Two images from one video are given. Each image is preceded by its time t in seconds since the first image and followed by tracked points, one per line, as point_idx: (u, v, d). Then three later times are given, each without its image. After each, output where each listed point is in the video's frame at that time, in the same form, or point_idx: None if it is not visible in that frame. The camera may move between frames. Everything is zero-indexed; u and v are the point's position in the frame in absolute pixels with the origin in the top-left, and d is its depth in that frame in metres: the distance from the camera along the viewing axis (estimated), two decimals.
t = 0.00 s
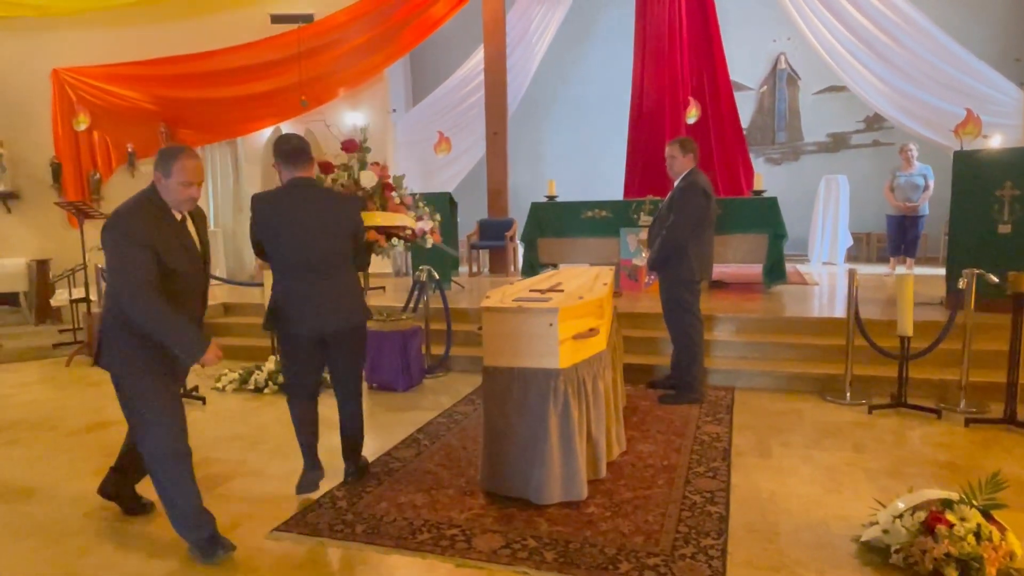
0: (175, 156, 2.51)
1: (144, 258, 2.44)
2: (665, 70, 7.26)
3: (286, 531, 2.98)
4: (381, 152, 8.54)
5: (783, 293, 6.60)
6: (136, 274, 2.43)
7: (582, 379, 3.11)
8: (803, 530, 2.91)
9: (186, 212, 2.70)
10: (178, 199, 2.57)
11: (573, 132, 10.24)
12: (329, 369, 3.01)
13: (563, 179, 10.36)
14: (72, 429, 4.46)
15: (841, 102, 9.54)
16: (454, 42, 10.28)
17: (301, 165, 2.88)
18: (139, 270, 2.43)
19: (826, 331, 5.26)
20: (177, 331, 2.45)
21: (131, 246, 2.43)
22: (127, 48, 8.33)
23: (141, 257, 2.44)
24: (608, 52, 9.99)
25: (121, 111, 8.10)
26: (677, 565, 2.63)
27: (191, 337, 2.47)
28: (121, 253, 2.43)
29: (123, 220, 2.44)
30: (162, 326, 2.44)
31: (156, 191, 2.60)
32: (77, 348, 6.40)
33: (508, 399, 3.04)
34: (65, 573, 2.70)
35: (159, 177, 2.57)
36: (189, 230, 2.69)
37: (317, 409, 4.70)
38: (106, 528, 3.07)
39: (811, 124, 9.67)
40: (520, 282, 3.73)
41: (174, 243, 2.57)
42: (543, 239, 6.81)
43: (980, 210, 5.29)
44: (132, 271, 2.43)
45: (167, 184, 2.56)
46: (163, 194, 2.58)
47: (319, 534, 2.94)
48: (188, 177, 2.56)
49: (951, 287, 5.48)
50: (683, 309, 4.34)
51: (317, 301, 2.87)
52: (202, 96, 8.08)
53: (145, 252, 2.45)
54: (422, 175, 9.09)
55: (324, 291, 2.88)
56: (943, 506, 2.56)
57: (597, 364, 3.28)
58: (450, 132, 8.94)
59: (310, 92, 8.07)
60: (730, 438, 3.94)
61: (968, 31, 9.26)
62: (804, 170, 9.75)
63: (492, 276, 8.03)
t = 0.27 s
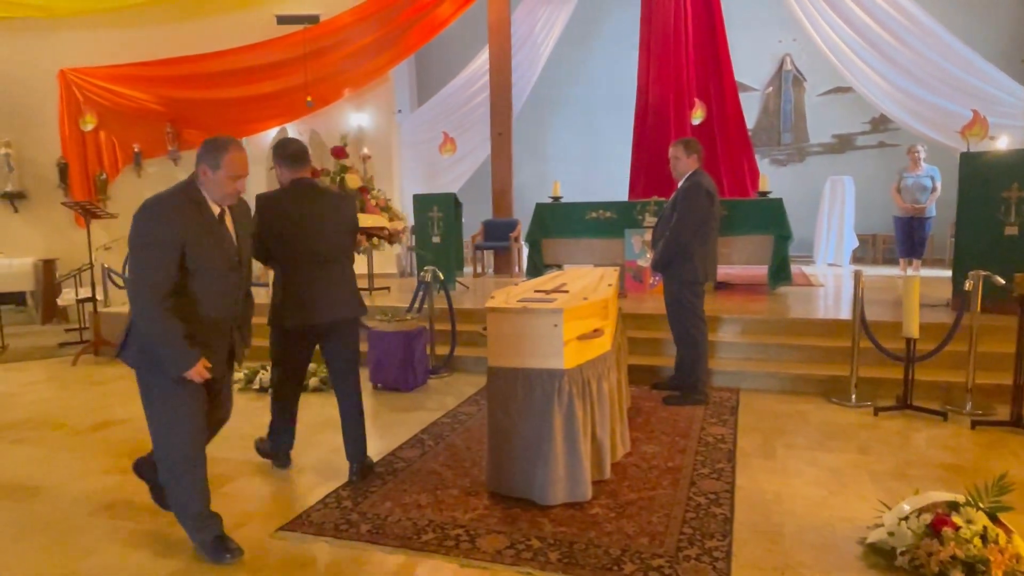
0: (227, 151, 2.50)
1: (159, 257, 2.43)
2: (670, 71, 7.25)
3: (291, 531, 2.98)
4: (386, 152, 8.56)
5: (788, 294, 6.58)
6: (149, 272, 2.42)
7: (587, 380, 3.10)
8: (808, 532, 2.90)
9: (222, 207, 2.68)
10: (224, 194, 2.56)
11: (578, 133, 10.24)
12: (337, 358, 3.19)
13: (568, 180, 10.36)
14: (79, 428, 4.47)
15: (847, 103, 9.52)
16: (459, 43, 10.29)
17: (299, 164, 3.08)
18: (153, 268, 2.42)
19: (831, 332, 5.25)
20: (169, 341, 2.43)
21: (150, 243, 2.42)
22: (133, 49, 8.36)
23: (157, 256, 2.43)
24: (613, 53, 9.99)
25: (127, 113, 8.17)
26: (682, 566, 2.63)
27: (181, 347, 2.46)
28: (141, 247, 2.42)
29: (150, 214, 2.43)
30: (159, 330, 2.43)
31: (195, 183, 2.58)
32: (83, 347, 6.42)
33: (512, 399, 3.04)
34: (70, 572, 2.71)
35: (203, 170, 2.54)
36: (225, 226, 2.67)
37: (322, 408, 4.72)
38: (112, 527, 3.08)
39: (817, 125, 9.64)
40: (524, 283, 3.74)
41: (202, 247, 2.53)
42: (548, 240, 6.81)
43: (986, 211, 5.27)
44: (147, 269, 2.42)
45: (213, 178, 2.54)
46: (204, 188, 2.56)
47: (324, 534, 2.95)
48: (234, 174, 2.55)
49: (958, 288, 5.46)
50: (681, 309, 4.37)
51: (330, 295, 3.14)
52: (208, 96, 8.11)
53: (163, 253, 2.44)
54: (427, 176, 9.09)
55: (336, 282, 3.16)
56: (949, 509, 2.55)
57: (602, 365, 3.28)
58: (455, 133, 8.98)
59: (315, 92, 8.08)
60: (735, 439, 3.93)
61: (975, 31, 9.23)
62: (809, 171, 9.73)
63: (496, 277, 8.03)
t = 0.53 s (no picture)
0: (274, 140, 2.53)
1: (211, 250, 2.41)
2: (676, 71, 7.25)
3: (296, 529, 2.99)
4: (392, 152, 8.58)
5: (794, 295, 6.57)
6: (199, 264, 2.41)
7: (592, 379, 3.10)
8: (813, 533, 2.90)
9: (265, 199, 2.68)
10: (272, 184, 2.58)
11: (583, 133, 10.23)
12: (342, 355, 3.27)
13: (574, 180, 10.35)
14: (86, 426, 4.50)
15: (853, 104, 9.49)
16: (465, 43, 10.30)
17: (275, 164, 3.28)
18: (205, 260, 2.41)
19: (837, 333, 5.23)
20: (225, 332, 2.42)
21: (200, 233, 2.41)
22: (141, 49, 8.39)
23: (207, 247, 2.41)
24: (619, 53, 9.98)
25: (135, 112, 8.18)
26: (687, 567, 2.63)
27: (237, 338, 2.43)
28: (190, 237, 2.42)
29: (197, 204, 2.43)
30: (211, 322, 2.42)
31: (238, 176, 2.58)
32: (91, 346, 6.45)
33: (517, 399, 3.04)
34: (77, 570, 2.72)
35: (249, 161, 2.56)
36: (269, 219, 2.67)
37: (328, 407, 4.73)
38: (118, 524, 3.10)
39: (823, 126, 9.62)
40: (529, 282, 3.75)
41: (248, 238, 2.52)
42: (553, 240, 6.81)
43: (994, 212, 5.25)
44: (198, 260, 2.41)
45: (259, 168, 2.56)
46: (249, 180, 2.57)
47: (329, 532, 2.95)
48: (279, 163, 2.58)
49: (965, 290, 5.44)
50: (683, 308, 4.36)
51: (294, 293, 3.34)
52: (214, 96, 8.13)
53: (212, 243, 2.42)
54: (432, 176, 9.10)
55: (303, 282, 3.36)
56: (955, 510, 2.54)
57: (608, 365, 3.28)
58: (460, 132, 8.92)
59: (322, 92, 8.10)
60: (740, 440, 3.93)
61: (982, 32, 9.20)
62: (815, 171, 9.71)
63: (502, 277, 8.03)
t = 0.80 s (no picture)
0: (345, 145, 2.46)
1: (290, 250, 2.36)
2: (683, 72, 7.24)
3: (304, 528, 3.00)
4: (398, 152, 8.60)
5: (801, 295, 6.55)
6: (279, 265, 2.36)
7: (598, 379, 3.09)
8: (820, 534, 2.88)
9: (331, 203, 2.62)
10: (340, 188, 2.53)
11: (590, 133, 10.22)
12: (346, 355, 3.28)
13: (580, 180, 10.34)
14: (94, 424, 4.52)
15: (862, 104, 9.45)
16: (472, 43, 10.31)
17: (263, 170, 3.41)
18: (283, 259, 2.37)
19: (845, 334, 5.21)
20: (313, 333, 2.42)
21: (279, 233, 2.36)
22: (149, 49, 8.42)
23: (287, 247, 2.36)
24: (626, 53, 9.96)
25: (143, 112, 8.23)
26: (694, 568, 2.62)
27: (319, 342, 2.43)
28: (267, 235, 2.37)
29: (271, 204, 2.38)
30: (290, 324, 2.39)
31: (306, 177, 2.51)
32: (99, 344, 6.48)
33: (523, 399, 3.04)
34: (86, 567, 2.73)
35: (318, 165, 2.50)
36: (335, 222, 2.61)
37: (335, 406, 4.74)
38: (126, 522, 3.11)
39: (831, 126, 9.58)
40: (536, 282, 3.73)
41: (325, 239, 2.48)
42: (559, 240, 6.80)
43: (1003, 213, 5.22)
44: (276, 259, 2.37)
45: (329, 172, 2.50)
46: (316, 181, 2.51)
47: (335, 531, 2.96)
48: (348, 166, 2.53)
49: (974, 291, 5.41)
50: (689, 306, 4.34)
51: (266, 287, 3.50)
52: (222, 96, 8.16)
53: (291, 245, 2.37)
54: (438, 176, 9.10)
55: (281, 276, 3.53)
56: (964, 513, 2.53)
57: (614, 364, 3.27)
58: (466, 132, 8.92)
59: (329, 92, 8.13)
60: (747, 441, 3.91)
61: (992, 32, 9.15)
62: (823, 171, 9.67)
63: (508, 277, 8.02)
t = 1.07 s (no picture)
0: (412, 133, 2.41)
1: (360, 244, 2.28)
2: (692, 72, 7.22)
3: (311, 526, 3.01)
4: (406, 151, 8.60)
5: (810, 295, 6.52)
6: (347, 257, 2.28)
7: (606, 379, 3.09)
8: (828, 536, 2.87)
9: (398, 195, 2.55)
10: (406, 178, 2.46)
11: (598, 133, 10.21)
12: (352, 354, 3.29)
13: (588, 180, 10.33)
14: (104, 421, 4.54)
15: (871, 103, 9.40)
16: (480, 43, 10.31)
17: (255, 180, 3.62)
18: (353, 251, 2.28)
19: (854, 335, 5.18)
20: (372, 331, 2.29)
21: (349, 224, 2.28)
22: (159, 49, 8.46)
23: (359, 237, 2.28)
24: (634, 52, 9.94)
25: (153, 111, 8.27)
26: (701, 568, 2.62)
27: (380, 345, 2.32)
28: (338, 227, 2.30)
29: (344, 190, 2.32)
30: (357, 319, 2.29)
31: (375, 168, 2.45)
32: (109, 342, 6.52)
33: (530, 398, 3.03)
34: (96, 564, 2.75)
35: (385, 155, 2.43)
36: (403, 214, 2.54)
37: (343, 405, 4.76)
38: (136, 519, 3.13)
39: (840, 125, 9.54)
40: (543, 282, 3.70)
41: (395, 232, 2.40)
42: (567, 239, 6.80)
43: (1015, 213, 5.18)
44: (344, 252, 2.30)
45: (394, 160, 2.43)
46: (383, 172, 2.44)
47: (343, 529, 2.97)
48: (414, 157, 2.46)
49: (985, 291, 5.37)
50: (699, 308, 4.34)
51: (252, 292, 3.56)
52: (230, 96, 8.19)
53: (363, 233, 2.29)
54: (446, 176, 9.09)
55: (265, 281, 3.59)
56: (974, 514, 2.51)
57: (621, 364, 3.27)
58: (475, 131, 8.90)
59: (337, 91, 8.12)
60: (755, 441, 3.90)
61: (1004, 30, 9.08)
62: (832, 171, 9.63)
63: (515, 276, 8.03)
